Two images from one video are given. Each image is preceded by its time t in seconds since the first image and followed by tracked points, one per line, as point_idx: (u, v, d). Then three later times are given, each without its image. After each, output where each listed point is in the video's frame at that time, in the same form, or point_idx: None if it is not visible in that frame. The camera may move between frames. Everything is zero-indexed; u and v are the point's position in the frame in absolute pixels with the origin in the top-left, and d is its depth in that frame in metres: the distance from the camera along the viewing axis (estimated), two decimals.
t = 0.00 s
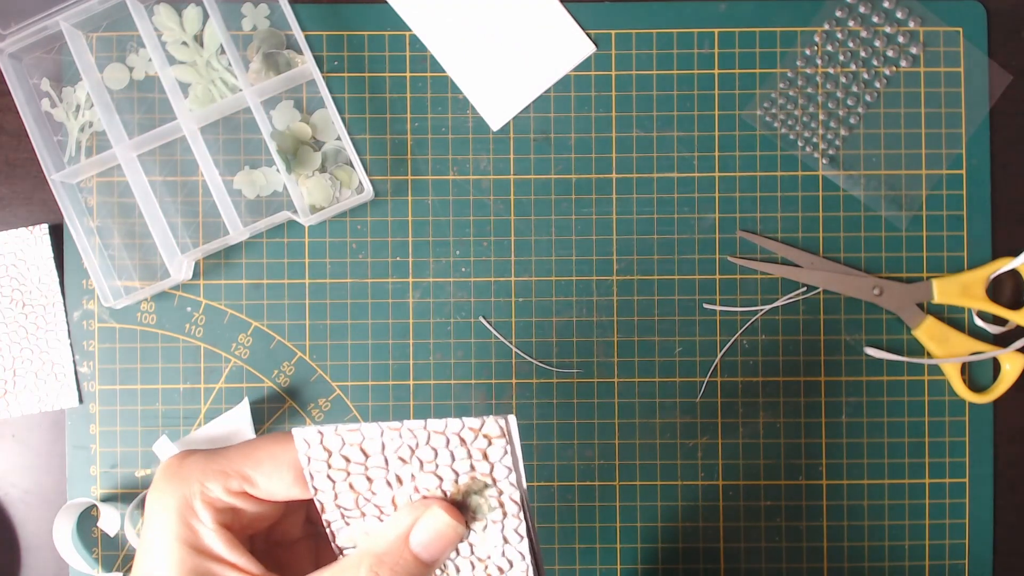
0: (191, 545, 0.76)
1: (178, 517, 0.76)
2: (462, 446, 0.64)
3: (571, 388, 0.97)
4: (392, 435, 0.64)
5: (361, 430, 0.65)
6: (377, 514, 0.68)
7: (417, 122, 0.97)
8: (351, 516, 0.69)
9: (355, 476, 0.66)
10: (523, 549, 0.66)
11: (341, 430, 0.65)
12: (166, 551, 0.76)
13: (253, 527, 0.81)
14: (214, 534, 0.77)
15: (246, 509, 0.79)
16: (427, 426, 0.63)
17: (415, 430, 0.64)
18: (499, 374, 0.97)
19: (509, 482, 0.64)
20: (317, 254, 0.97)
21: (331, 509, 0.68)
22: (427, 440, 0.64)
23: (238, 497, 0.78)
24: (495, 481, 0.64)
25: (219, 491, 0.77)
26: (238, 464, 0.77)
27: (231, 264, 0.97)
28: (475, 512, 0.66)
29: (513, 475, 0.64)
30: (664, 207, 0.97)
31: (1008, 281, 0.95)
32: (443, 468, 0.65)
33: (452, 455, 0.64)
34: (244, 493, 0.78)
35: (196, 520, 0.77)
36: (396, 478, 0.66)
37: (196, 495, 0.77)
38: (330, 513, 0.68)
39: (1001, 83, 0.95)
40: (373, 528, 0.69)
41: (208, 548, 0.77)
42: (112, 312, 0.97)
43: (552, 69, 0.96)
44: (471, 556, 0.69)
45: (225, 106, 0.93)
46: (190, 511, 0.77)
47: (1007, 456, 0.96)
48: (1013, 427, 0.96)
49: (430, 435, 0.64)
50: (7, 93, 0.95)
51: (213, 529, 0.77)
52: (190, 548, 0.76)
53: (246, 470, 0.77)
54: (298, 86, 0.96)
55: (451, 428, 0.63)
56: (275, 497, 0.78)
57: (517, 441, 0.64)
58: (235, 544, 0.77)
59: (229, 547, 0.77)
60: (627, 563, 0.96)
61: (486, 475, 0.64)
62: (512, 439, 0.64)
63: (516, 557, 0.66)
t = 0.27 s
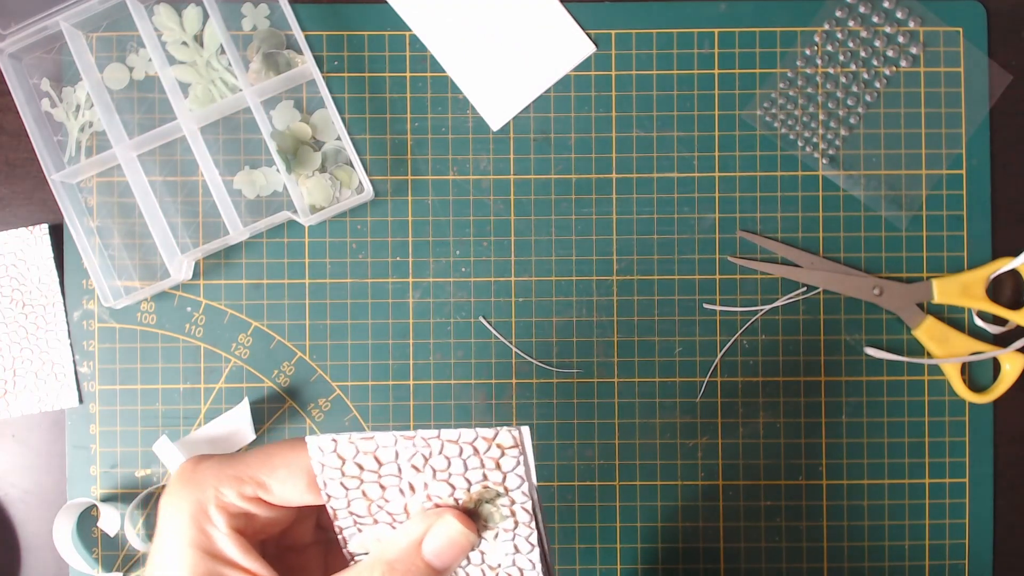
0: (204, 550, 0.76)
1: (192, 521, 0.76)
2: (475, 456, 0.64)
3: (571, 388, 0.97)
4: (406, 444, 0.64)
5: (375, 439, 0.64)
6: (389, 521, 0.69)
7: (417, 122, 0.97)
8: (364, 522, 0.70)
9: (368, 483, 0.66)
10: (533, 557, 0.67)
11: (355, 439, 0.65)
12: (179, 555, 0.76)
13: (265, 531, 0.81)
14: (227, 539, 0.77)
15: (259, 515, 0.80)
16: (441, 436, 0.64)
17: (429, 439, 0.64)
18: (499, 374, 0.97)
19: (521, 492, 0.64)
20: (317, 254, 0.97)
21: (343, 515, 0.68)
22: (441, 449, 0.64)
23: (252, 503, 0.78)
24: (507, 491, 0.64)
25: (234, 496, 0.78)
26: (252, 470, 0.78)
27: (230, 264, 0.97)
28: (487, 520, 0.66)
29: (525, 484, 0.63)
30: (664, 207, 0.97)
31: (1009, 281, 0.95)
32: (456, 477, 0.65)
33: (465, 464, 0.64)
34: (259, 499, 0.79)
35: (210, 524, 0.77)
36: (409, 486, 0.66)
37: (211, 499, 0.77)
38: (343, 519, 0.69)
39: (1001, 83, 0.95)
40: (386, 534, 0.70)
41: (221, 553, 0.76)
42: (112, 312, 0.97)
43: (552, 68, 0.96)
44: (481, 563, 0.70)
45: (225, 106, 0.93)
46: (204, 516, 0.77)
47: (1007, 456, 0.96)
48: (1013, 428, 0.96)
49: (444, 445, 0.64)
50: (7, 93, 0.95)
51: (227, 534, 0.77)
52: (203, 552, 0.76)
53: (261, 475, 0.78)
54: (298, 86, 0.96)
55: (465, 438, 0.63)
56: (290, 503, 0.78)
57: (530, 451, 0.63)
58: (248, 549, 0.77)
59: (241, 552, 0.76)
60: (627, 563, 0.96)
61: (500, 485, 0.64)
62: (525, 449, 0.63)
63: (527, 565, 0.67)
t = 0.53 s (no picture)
0: (203, 555, 0.76)
1: (192, 527, 0.76)
2: (479, 466, 0.63)
3: (571, 388, 0.97)
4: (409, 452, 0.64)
5: (379, 446, 0.64)
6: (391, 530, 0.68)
7: (417, 122, 0.97)
8: (365, 531, 0.68)
9: (371, 492, 0.65)
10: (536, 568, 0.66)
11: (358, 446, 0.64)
12: (179, 560, 0.76)
13: (265, 537, 0.81)
14: (227, 546, 0.76)
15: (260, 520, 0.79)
16: (444, 446, 0.63)
17: (433, 447, 0.63)
18: (499, 374, 0.97)
19: (525, 502, 0.63)
20: (317, 254, 0.97)
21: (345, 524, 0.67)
22: (444, 458, 0.63)
23: (253, 509, 0.77)
24: (511, 500, 0.64)
25: (235, 502, 0.76)
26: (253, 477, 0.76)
27: (230, 264, 0.97)
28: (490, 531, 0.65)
29: (529, 494, 0.63)
30: (664, 207, 0.97)
31: (1009, 281, 0.95)
32: (459, 486, 0.64)
33: (469, 473, 0.64)
34: (260, 505, 0.77)
35: (211, 530, 0.76)
36: (412, 495, 0.65)
37: (212, 505, 0.76)
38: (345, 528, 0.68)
39: (1001, 83, 0.95)
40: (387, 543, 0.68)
41: (220, 559, 0.76)
42: (112, 312, 0.97)
43: (552, 68, 0.96)
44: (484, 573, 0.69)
45: (225, 106, 0.93)
46: (205, 522, 0.76)
47: (1007, 456, 0.95)
48: (1013, 428, 0.96)
49: (447, 454, 0.63)
50: (7, 93, 0.95)
51: (228, 541, 0.76)
52: (202, 558, 0.76)
53: (263, 482, 0.76)
54: (298, 86, 0.96)
55: (469, 448, 0.62)
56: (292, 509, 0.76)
57: (534, 461, 0.63)
58: (248, 556, 0.77)
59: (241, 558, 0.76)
60: (627, 563, 0.96)
61: (503, 495, 0.64)
62: (529, 459, 0.63)
63: None
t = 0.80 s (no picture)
0: (213, 564, 0.75)
1: (202, 535, 0.76)
2: (491, 474, 0.62)
3: (571, 388, 0.97)
4: (421, 462, 0.63)
5: (390, 456, 0.63)
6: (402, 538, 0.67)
7: (417, 122, 0.97)
8: (374, 538, 0.68)
9: (382, 501, 0.65)
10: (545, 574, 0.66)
11: (369, 454, 0.63)
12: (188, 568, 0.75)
13: (273, 545, 0.81)
14: (237, 554, 0.76)
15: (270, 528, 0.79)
16: (457, 454, 0.62)
17: (445, 457, 0.62)
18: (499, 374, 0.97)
19: (536, 510, 0.63)
20: (317, 255, 0.97)
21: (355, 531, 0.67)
22: (456, 467, 0.63)
23: (264, 517, 0.77)
24: (522, 509, 0.64)
25: (246, 511, 0.77)
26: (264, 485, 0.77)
27: (231, 264, 0.97)
28: (500, 538, 0.65)
29: (540, 503, 0.63)
30: (664, 207, 0.97)
31: (1009, 281, 0.95)
32: (471, 495, 0.63)
33: (481, 482, 0.63)
34: (270, 514, 0.78)
35: (221, 539, 0.76)
36: (422, 503, 0.65)
37: (222, 513, 0.76)
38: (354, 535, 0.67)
39: (1001, 83, 0.95)
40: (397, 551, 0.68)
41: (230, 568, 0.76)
42: (113, 312, 0.97)
43: (552, 68, 0.96)
44: None
45: (225, 106, 0.93)
46: (215, 530, 0.76)
47: (1007, 456, 0.96)
48: (1013, 427, 0.96)
49: (460, 463, 0.62)
50: (7, 93, 0.95)
51: (238, 550, 0.76)
52: (213, 567, 0.75)
53: (273, 491, 0.76)
54: (298, 86, 0.96)
55: (482, 457, 0.62)
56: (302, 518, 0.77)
57: (546, 470, 0.63)
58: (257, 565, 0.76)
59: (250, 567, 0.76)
60: (627, 563, 0.96)
61: (515, 503, 0.63)
62: (541, 468, 0.63)
63: None
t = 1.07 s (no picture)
0: None
1: (198, 554, 0.75)
2: (493, 495, 0.61)
3: (571, 388, 0.97)
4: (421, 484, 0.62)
5: (390, 476, 0.62)
6: (403, 556, 0.67)
7: (417, 122, 0.97)
8: (375, 556, 0.68)
9: (381, 521, 0.64)
10: None
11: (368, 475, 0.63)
12: None
13: (271, 562, 0.80)
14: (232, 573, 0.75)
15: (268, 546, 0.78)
16: (459, 475, 0.61)
17: (446, 478, 0.62)
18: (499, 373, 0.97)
19: (539, 533, 0.62)
20: (317, 255, 0.97)
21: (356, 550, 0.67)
22: (457, 488, 0.62)
23: (262, 537, 0.76)
24: (525, 530, 0.63)
25: (243, 530, 0.75)
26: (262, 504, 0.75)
27: (231, 264, 0.97)
28: (503, 557, 0.65)
29: (544, 525, 0.62)
30: (664, 207, 0.97)
31: (1009, 281, 0.95)
32: (472, 516, 0.63)
33: (483, 503, 0.62)
34: (268, 532, 0.76)
35: (217, 557, 0.75)
36: (423, 523, 0.64)
37: (218, 532, 0.75)
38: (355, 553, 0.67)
39: (1001, 83, 0.95)
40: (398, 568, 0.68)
41: None
42: (112, 312, 0.97)
43: (553, 68, 0.96)
44: None
45: (225, 106, 0.93)
46: (211, 549, 0.75)
47: (1007, 457, 0.95)
48: (1013, 427, 0.96)
49: (461, 484, 0.62)
50: (7, 93, 0.95)
51: (235, 569, 0.75)
52: None
53: (272, 510, 0.75)
54: (298, 86, 0.96)
55: (484, 478, 0.61)
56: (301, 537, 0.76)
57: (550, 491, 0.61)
58: None
59: None
60: (627, 564, 0.96)
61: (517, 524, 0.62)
62: (546, 489, 0.61)
63: None
